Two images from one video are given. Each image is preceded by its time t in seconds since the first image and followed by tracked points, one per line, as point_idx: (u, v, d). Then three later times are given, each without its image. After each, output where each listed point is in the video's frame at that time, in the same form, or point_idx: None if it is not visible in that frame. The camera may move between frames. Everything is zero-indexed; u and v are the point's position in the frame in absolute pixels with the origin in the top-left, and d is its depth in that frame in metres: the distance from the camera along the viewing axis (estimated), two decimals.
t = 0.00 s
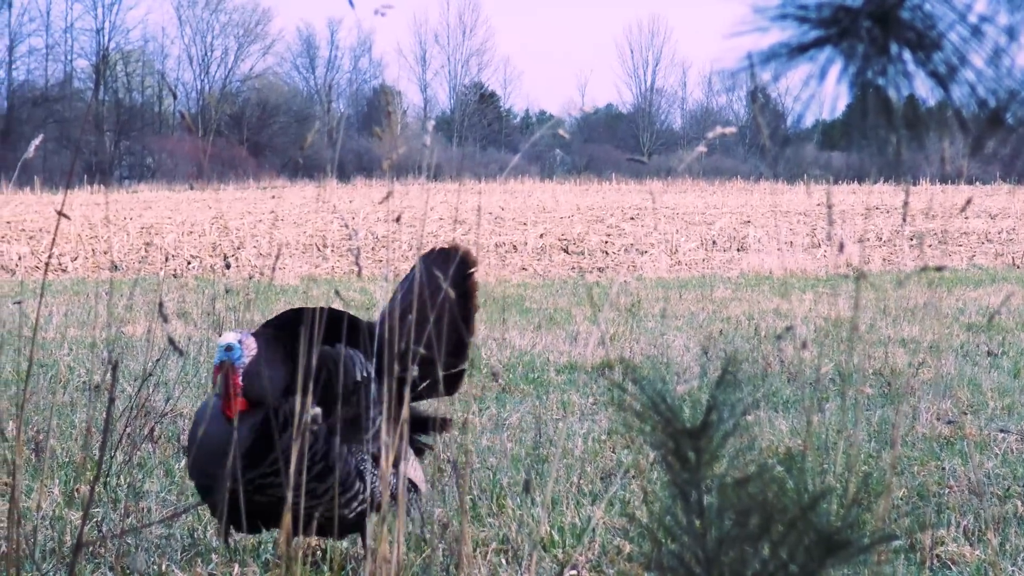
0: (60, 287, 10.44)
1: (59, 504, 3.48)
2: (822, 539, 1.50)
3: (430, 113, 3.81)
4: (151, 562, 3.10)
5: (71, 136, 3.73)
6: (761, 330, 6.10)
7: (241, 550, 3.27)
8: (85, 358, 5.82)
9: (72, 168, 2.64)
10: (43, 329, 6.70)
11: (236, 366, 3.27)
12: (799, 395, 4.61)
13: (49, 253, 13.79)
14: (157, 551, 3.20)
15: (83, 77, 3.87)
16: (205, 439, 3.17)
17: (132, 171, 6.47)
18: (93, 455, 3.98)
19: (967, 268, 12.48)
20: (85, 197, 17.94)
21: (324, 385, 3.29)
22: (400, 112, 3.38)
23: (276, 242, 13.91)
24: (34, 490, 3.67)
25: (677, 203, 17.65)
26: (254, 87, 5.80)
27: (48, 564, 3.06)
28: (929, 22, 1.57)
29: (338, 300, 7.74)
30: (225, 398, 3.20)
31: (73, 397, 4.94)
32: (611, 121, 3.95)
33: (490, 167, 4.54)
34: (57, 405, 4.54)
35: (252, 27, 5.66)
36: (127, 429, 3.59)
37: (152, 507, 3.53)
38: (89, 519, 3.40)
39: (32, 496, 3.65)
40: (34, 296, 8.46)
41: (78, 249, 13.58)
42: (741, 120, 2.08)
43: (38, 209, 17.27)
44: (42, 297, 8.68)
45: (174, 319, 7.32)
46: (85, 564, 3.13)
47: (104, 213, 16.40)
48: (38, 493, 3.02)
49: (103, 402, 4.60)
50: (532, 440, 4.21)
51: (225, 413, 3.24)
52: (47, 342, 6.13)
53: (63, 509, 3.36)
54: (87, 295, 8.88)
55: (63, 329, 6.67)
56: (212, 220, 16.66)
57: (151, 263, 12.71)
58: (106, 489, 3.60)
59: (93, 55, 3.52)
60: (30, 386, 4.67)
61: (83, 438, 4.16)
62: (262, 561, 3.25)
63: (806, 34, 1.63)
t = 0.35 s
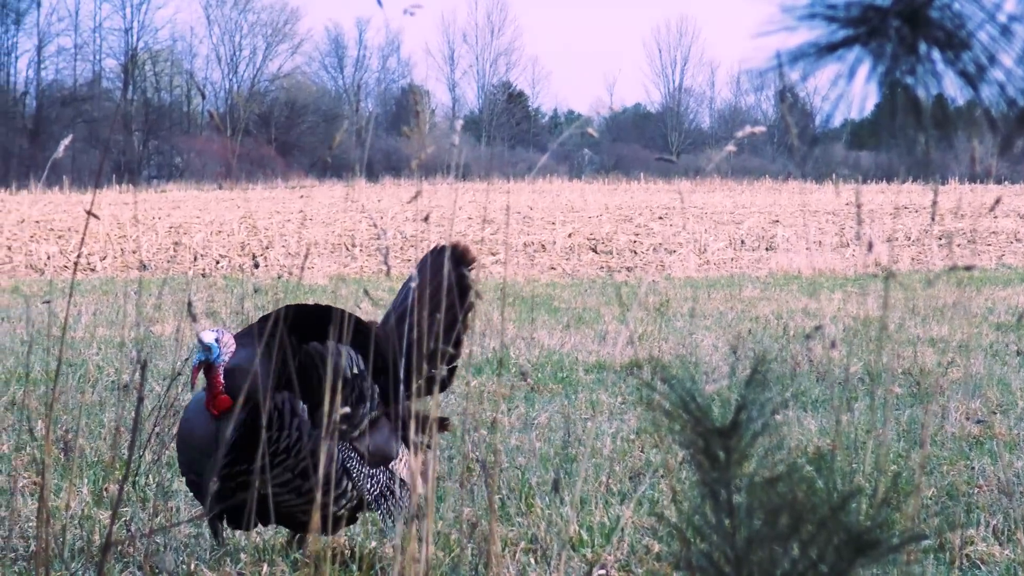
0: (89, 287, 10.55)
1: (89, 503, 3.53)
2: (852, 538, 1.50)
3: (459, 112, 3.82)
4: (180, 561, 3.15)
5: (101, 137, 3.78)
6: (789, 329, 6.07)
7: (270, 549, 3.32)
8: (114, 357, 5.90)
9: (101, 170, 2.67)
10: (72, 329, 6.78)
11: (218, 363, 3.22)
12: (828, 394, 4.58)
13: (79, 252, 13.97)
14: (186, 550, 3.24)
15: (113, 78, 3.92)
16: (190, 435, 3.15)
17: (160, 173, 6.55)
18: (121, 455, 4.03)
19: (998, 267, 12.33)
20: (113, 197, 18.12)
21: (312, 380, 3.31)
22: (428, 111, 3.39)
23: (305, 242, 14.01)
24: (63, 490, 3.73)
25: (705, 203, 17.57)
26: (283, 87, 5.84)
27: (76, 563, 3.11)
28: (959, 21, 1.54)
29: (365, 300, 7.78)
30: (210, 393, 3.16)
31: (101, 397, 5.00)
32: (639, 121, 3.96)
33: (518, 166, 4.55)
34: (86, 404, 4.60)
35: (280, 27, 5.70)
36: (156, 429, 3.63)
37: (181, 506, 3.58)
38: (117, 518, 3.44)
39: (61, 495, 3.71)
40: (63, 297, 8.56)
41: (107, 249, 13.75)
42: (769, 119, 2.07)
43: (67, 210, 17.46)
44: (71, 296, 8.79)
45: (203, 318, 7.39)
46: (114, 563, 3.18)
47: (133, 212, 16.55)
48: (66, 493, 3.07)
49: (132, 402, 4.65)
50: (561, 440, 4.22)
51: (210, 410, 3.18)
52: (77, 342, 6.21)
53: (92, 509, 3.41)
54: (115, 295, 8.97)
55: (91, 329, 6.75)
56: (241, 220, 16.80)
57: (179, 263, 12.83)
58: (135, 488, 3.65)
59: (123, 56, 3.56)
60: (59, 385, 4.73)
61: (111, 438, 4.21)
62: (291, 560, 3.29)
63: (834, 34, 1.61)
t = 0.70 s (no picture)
0: (124, 286, 10.69)
1: (123, 502, 3.59)
2: (886, 539, 1.49)
3: (493, 112, 3.85)
4: (214, 560, 3.21)
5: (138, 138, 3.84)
6: (823, 329, 6.03)
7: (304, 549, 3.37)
8: (149, 356, 5.99)
9: (135, 169, 2.69)
10: (107, 329, 6.88)
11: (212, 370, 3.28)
12: (861, 394, 4.55)
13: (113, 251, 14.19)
14: (219, 549, 3.30)
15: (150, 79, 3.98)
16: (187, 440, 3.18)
17: (196, 174, 6.64)
18: (156, 453, 4.10)
19: None
20: (148, 197, 18.33)
21: (312, 385, 3.21)
22: (462, 112, 3.41)
23: (340, 242, 14.13)
24: (98, 488, 3.79)
25: (739, 203, 17.48)
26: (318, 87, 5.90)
27: (111, 562, 3.15)
28: (993, 21, 1.53)
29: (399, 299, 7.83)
30: (206, 399, 3.20)
31: (135, 396, 5.07)
32: (673, 120, 3.95)
33: (552, 166, 4.56)
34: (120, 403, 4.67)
35: (315, 27, 5.76)
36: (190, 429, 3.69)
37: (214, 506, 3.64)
38: (151, 517, 3.51)
39: (96, 493, 3.77)
40: (100, 296, 8.69)
41: (141, 247, 13.96)
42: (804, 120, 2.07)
43: (101, 209, 17.66)
44: (107, 295, 8.92)
45: (238, 317, 7.47)
46: (147, 562, 3.24)
47: (168, 212, 16.74)
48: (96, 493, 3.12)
49: (167, 400, 4.73)
50: (594, 439, 4.22)
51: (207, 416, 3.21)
52: (113, 341, 6.31)
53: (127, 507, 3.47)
54: (149, 294, 9.09)
55: (127, 329, 6.85)
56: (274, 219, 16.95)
57: (214, 262, 12.98)
58: (169, 487, 3.71)
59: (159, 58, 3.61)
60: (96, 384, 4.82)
61: (145, 437, 4.28)
62: (324, 561, 3.32)
63: (868, 33, 1.62)
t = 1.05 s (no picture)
0: (168, 287, 10.87)
1: (166, 502, 3.66)
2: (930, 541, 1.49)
3: (536, 113, 3.86)
4: (257, 561, 3.27)
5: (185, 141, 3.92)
6: (866, 330, 5.98)
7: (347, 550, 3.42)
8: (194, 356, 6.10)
9: (177, 169, 2.73)
10: (151, 329, 7.01)
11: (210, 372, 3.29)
12: (905, 396, 4.51)
13: (156, 252, 14.45)
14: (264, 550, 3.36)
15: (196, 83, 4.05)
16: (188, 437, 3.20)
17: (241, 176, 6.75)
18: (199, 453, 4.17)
19: None
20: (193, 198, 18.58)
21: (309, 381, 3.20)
22: (505, 112, 3.43)
23: (383, 242, 14.24)
24: (142, 489, 3.87)
25: (783, 204, 17.35)
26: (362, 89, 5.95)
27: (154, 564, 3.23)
28: None
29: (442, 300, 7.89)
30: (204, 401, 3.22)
31: (178, 397, 5.16)
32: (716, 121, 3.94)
33: (595, 166, 4.57)
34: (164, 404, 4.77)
35: (358, 28, 5.82)
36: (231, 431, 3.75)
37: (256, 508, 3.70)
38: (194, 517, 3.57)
39: (140, 495, 3.85)
40: (144, 297, 8.85)
41: (185, 248, 14.19)
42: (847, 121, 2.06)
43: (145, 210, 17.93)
44: (151, 296, 9.09)
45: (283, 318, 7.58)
46: (190, 562, 3.30)
47: (211, 213, 16.97)
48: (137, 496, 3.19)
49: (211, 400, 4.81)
50: (637, 441, 4.23)
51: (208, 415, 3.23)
52: (159, 342, 6.43)
53: (169, 508, 3.54)
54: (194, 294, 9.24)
55: (171, 329, 6.98)
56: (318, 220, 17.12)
57: (257, 263, 13.15)
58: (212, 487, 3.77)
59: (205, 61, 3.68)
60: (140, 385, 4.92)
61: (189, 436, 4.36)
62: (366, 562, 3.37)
63: (911, 34, 1.59)
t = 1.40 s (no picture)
0: (226, 289, 11.09)
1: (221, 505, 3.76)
2: (986, 542, 1.50)
3: (592, 115, 3.89)
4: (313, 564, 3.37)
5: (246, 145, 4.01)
6: (924, 332, 5.91)
7: (402, 551, 3.50)
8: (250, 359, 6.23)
9: (234, 171, 2.80)
10: (207, 331, 7.16)
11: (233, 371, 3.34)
12: (963, 398, 4.46)
13: (212, 255, 14.73)
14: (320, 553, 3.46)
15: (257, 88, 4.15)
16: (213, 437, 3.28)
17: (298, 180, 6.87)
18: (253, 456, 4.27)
19: None
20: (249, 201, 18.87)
21: (333, 382, 3.25)
22: (561, 114, 3.46)
23: (438, 245, 14.35)
24: (197, 491, 3.98)
25: (839, 205, 17.13)
26: (419, 91, 6.03)
27: (209, 565, 3.32)
28: None
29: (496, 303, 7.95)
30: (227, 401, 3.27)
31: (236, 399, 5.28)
32: (772, 123, 3.93)
33: (650, 168, 4.58)
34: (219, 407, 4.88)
35: (414, 30, 5.89)
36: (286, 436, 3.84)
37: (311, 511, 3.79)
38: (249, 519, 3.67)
39: (195, 498, 3.95)
40: (199, 300, 9.04)
41: (241, 251, 14.45)
42: (902, 122, 2.05)
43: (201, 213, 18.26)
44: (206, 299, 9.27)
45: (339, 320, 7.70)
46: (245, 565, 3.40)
47: (267, 216, 17.23)
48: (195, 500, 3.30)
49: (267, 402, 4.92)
50: (694, 443, 4.23)
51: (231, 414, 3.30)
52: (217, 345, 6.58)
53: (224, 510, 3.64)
54: (251, 297, 9.42)
55: (228, 331, 7.13)
56: (373, 222, 17.31)
57: (312, 265, 13.34)
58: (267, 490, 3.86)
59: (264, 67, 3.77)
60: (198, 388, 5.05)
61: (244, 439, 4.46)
62: (423, 563, 3.44)
63: (966, 35, 1.60)
